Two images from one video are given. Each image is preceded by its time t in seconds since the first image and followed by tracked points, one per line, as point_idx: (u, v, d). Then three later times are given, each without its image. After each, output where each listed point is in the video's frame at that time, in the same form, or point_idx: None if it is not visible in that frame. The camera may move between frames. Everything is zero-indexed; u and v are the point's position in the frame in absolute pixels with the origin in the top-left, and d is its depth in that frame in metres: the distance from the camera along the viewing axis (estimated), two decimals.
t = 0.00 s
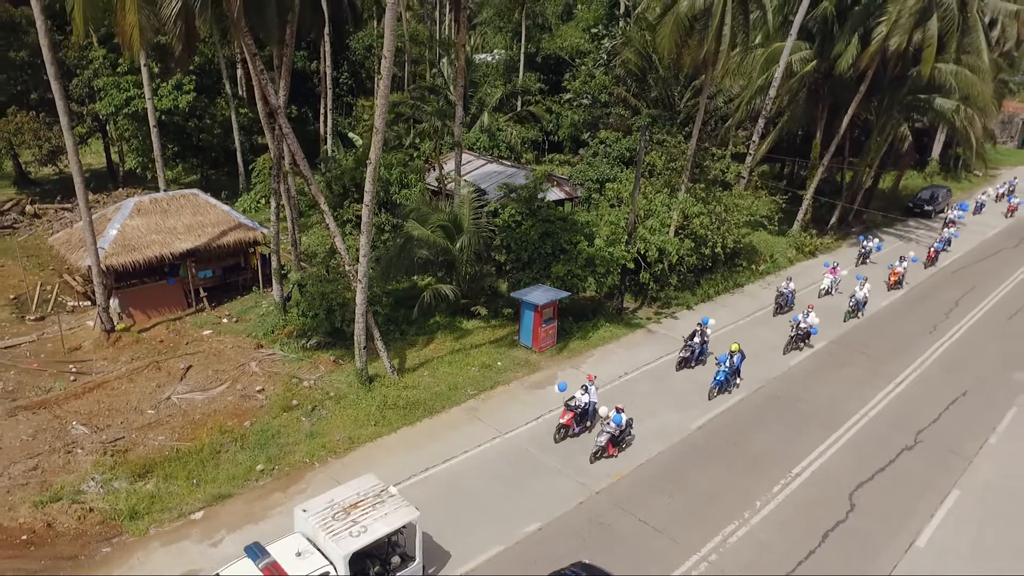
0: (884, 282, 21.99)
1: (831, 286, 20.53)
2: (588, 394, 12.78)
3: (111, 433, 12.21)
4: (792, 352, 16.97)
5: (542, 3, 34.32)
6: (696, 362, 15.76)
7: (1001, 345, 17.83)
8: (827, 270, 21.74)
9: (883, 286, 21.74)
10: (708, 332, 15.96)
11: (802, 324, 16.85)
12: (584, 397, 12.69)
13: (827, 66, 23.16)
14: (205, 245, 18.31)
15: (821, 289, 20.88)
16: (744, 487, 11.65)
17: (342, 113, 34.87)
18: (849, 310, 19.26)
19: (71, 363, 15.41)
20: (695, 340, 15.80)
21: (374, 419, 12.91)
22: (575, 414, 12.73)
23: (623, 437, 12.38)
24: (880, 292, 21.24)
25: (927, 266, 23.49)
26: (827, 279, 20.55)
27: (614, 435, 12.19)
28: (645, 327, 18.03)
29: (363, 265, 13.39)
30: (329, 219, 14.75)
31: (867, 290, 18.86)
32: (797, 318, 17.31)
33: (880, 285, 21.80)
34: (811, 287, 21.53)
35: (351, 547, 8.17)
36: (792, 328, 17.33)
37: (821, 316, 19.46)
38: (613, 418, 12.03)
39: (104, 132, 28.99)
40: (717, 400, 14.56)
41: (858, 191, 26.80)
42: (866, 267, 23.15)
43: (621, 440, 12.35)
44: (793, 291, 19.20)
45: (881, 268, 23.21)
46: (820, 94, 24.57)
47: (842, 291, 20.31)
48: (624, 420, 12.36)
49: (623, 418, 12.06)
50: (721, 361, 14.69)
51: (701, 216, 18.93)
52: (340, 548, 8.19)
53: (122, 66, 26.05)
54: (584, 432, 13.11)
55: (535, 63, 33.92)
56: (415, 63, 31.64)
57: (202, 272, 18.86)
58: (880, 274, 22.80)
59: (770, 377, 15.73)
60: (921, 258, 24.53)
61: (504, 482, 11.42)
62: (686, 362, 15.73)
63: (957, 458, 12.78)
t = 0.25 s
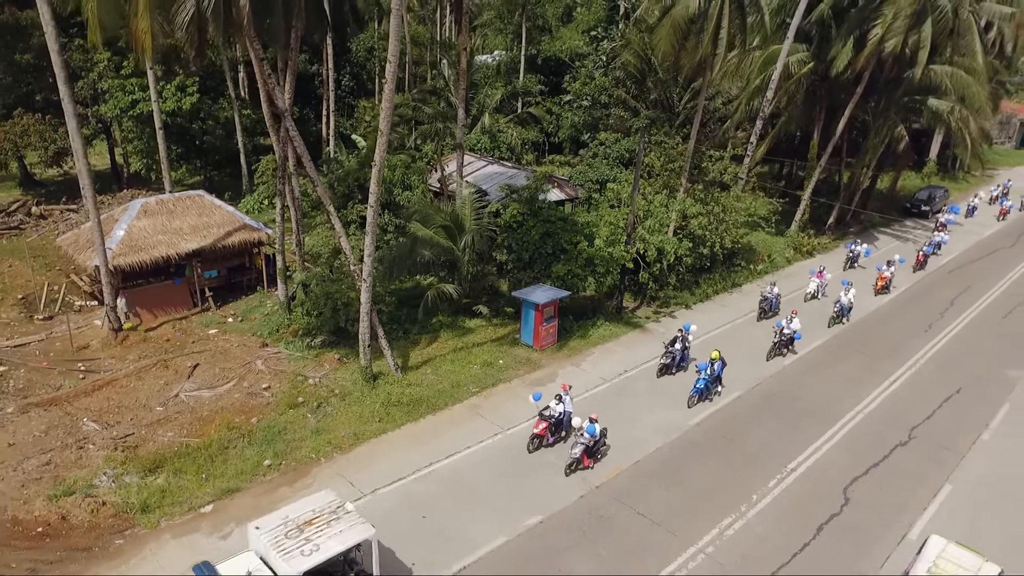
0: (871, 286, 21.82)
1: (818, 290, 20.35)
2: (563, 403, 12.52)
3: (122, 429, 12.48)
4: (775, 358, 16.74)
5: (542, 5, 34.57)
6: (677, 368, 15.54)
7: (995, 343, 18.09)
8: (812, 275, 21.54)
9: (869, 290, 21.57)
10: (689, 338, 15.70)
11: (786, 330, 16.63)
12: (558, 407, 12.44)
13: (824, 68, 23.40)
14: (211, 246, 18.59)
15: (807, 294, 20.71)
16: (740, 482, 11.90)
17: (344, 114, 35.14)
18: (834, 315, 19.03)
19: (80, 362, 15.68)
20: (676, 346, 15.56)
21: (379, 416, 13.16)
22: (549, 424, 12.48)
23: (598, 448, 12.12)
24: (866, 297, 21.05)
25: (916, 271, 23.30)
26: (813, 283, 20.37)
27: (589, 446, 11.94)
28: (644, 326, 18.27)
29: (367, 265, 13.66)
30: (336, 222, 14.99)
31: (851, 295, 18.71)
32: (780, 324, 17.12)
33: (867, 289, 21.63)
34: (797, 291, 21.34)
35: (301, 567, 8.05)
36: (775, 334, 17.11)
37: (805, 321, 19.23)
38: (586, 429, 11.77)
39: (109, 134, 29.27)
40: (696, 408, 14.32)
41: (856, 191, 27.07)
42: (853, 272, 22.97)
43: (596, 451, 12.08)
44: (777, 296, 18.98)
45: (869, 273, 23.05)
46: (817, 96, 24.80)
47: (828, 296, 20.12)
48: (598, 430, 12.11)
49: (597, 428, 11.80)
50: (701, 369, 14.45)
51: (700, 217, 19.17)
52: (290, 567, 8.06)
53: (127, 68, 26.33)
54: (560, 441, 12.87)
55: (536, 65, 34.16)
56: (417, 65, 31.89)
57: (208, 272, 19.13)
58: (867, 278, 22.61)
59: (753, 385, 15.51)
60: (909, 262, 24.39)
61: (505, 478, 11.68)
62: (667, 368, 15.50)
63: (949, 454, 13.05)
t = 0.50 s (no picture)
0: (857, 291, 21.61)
1: (802, 296, 20.16)
2: (533, 414, 12.26)
3: (133, 424, 12.81)
4: (756, 366, 16.49)
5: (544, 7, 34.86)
6: (654, 377, 15.28)
7: (989, 342, 18.40)
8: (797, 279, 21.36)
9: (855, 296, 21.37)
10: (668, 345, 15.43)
11: (768, 337, 16.39)
12: (528, 418, 12.18)
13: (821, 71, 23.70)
14: (218, 246, 18.91)
15: (791, 299, 20.52)
16: (736, 476, 12.21)
17: (347, 116, 35.49)
18: (815, 321, 18.81)
19: (90, 360, 16.00)
20: (654, 354, 15.31)
21: (384, 411, 13.49)
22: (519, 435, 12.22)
23: (567, 460, 11.85)
24: (851, 303, 20.82)
25: (902, 277, 23.09)
26: (798, 288, 20.16)
27: (557, 459, 11.68)
28: (643, 325, 18.58)
29: (373, 265, 14.00)
30: (343, 226, 15.35)
31: (834, 301, 18.50)
32: (762, 331, 16.88)
33: (852, 295, 21.44)
34: (782, 296, 21.13)
35: None
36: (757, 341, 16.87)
37: (787, 328, 19.01)
38: (555, 441, 11.50)
39: (115, 136, 29.60)
40: (672, 418, 14.11)
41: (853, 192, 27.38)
42: (839, 276, 22.75)
43: (565, 463, 11.81)
44: (759, 301, 18.79)
45: (856, 277, 22.85)
46: (815, 98, 25.09)
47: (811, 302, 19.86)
48: (567, 443, 11.85)
49: (566, 441, 11.54)
50: (678, 378, 14.21)
51: (699, 217, 19.48)
52: None
53: (133, 70, 26.64)
54: (530, 453, 12.62)
55: (537, 67, 34.44)
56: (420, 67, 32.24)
57: (214, 272, 19.46)
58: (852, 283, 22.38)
59: (732, 394, 15.29)
60: (896, 267, 24.21)
61: (507, 471, 11.99)
62: (645, 376, 15.24)
63: (941, 449, 13.35)
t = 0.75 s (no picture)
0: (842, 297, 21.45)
1: (788, 300, 20.02)
2: (505, 425, 12.03)
3: (143, 421, 13.11)
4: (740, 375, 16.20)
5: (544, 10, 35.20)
6: (634, 385, 15.05)
7: (982, 341, 18.71)
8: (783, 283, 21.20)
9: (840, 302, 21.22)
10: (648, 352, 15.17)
11: (749, 346, 16.11)
12: (500, 428, 11.95)
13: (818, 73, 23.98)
14: (223, 247, 19.23)
15: (777, 304, 20.38)
16: (731, 472, 12.49)
17: (349, 118, 35.80)
18: (798, 328, 18.65)
19: (98, 358, 16.29)
20: (633, 361, 15.08)
21: (387, 409, 13.79)
22: (491, 446, 12.00)
23: (538, 473, 11.58)
24: (836, 309, 20.64)
25: (889, 282, 22.89)
26: (784, 292, 20.00)
27: (527, 472, 11.42)
28: (642, 323, 18.90)
29: (377, 265, 14.33)
30: (348, 228, 15.94)
31: (818, 308, 18.28)
32: (745, 338, 16.60)
33: (838, 300, 21.30)
34: (767, 301, 20.98)
35: None
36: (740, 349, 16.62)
37: (770, 334, 18.80)
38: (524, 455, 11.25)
39: (120, 137, 29.89)
40: (650, 427, 13.90)
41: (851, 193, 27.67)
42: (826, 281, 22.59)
43: (536, 476, 11.54)
44: (742, 306, 18.67)
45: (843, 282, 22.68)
46: (812, 101, 25.36)
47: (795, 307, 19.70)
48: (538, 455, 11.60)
49: (536, 454, 11.25)
50: (656, 386, 14.00)
51: (697, 219, 19.76)
52: None
53: (138, 73, 26.93)
54: (503, 463, 12.39)
55: (538, 70, 34.77)
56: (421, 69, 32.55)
57: (219, 272, 19.75)
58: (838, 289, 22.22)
59: (714, 402, 15.06)
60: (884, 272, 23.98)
61: (508, 467, 12.27)
62: (625, 385, 15.03)
63: (933, 445, 13.64)
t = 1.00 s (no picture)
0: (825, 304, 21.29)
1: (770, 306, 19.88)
2: (472, 439, 11.83)
3: (153, 418, 13.48)
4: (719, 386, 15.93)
5: (544, 14, 35.57)
6: (610, 396, 14.83)
7: (974, 341, 19.08)
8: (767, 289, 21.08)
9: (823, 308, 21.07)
10: (623, 362, 14.92)
11: (729, 355, 15.84)
12: (466, 443, 11.75)
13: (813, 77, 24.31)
14: (228, 248, 19.59)
15: (760, 310, 20.28)
16: (725, 467, 12.85)
17: (351, 121, 36.16)
18: (777, 335, 18.47)
19: (108, 358, 16.65)
20: (608, 372, 14.85)
21: (391, 406, 14.14)
22: (458, 460, 11.82)
23: (502, 489, 11.35)
24: (817, 315, 20.46)
25: (874, 289, 22.73)
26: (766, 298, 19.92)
27: (490, 487, 11.19)
28: (639, 323, 19.27)
29: (380, 267, 14.69)
30: (352, 228, 16.32)
31: (797, 315, 18.12)
32: (724, 347, 16.35)
33: (821, 307, 21.15)
34: (749, 307, 20.85)
35: None
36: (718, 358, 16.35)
37: (750, 342, 18.64)
38: (487, 470, 11.03)
39: (125, 140, 30.25)
40: (623, 438, 13.71)
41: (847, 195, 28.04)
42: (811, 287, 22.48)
43: (499, 492, 11.32)
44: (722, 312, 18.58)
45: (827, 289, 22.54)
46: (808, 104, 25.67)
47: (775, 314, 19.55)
48: (502, 471, 11.38)
49: (499, 470, 11.02)
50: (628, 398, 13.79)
51: (693, 221, 20.10)
52: None
53: (143, 77, 27.26)
54: (471, 477, 12.20)
55: (537, 73, 35.16)
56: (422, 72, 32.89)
57: (225, 274, 20.11)
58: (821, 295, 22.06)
59: (691, 411, 14.90)
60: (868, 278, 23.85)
61: (508, 463, 12.62)
62: (600, 396, 14.80)
63: (923, 442, 13.99)
